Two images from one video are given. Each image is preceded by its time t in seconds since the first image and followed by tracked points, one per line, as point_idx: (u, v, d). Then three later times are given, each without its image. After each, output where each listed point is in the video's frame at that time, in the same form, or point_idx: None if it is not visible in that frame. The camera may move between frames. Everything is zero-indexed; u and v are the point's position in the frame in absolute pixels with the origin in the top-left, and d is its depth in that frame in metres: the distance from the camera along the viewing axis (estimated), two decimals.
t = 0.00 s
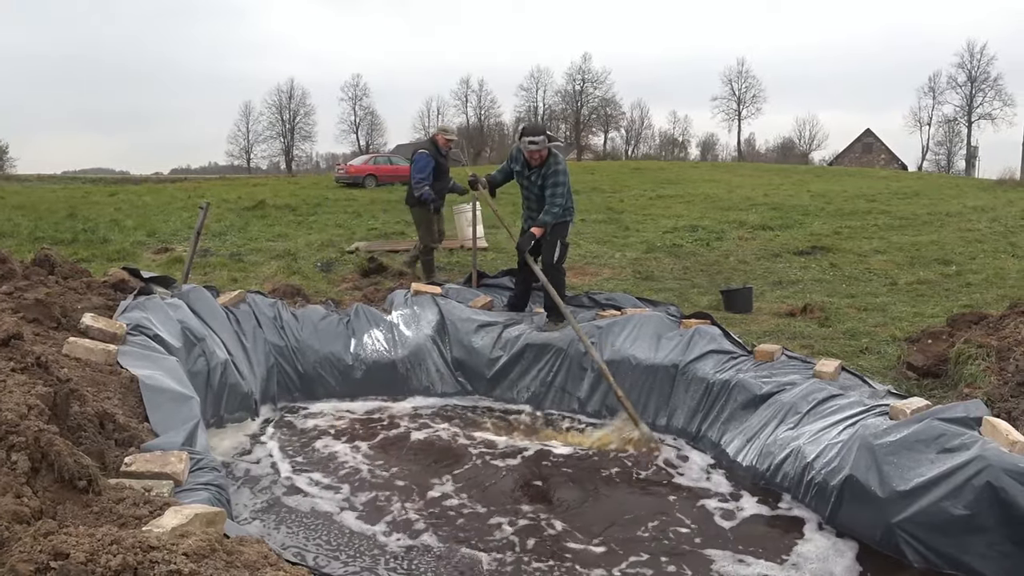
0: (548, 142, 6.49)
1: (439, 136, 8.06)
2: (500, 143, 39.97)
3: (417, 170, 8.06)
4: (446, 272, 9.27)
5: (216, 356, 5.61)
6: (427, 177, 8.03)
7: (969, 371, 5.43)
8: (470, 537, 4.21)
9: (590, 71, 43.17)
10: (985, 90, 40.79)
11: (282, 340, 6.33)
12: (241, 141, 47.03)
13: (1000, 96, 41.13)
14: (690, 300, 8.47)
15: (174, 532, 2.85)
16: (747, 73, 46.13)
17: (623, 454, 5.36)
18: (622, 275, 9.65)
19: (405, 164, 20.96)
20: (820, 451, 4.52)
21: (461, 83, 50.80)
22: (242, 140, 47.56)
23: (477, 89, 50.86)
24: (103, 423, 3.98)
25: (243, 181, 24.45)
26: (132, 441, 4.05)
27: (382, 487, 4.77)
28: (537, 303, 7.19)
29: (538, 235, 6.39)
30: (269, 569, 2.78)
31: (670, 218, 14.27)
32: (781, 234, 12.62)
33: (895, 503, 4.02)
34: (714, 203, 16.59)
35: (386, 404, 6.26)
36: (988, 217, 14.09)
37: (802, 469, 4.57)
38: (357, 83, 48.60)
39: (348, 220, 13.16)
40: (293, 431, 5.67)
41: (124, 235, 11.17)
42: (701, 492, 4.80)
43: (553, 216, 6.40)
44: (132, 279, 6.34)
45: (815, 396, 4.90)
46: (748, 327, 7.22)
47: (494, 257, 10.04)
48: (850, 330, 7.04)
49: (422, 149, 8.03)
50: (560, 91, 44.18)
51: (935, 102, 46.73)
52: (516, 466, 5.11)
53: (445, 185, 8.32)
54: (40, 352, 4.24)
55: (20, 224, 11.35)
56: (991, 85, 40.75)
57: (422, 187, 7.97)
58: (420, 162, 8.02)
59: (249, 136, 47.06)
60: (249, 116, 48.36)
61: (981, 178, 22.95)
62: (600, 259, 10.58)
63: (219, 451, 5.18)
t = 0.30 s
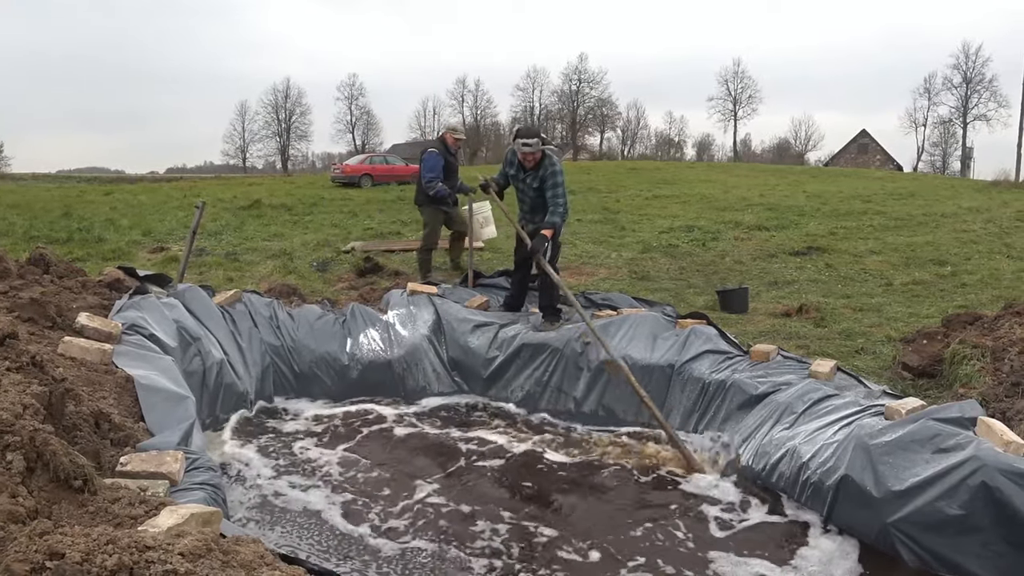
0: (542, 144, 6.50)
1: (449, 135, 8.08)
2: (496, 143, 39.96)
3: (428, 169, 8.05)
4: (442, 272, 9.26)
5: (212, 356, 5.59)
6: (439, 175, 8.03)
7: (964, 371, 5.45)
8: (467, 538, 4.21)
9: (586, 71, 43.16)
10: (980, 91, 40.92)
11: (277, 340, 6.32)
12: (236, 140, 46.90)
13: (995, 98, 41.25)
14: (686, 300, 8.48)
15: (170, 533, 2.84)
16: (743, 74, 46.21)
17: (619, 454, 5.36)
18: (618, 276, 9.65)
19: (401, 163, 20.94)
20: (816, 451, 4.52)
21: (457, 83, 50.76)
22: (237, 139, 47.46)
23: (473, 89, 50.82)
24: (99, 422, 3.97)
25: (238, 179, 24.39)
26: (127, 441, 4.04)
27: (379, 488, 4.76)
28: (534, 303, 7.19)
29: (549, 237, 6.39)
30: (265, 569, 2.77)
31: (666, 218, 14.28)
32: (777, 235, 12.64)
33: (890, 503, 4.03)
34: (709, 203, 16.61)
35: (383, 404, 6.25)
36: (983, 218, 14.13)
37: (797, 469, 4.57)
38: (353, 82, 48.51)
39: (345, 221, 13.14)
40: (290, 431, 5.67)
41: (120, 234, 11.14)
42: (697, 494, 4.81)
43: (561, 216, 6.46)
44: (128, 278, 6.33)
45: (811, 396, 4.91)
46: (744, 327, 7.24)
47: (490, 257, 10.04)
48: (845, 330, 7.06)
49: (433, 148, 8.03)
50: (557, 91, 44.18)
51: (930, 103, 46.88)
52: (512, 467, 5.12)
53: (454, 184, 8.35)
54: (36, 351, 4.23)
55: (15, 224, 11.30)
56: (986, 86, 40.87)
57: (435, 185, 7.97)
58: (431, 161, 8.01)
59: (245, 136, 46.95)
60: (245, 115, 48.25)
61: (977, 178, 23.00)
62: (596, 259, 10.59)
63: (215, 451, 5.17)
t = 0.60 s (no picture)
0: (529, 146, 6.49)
1: (463, 136, 8.13)
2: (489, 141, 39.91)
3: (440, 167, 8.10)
4: (435, 271, 9.26)
5: (206, 358, 5.59)
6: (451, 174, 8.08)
7: (956, 364, 5.49)
8: (464, 536, 4.22)
9: (578, 68, 43.15)
10: (971, 85, 41.05)
11: (271, 341, 6.31)
12: (228, 142, 46.75)
13: (986, 92, 41.39)
14: (679, 296, 8.50)
15: (166, 534, 2.84)
16: (735, 70, 46.28)
17: (614, 451, 5.37)
18: (612, 272, 9.67)
19: (393, 163, 20.91)
20: (810, 445, 4.54)
21: (449, 81, 50.67)
22: (229, 140, 47.30)
23: (465, 87, 50.75)
24: (93, 425, 3.96)
25: (231, 181, 24.35)
26: (122, 444, 4.03)
27: (375, 487, 4.76)
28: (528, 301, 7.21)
29: (519, 240, 6.41)
30: (262, 569, 2.77)
31: (659, 215, 14.30)
32: (770, 230, 12.67)
33: (884, 496, 4.06)
34: (702, 199, 16.65)
35: (378, 403, 6.25)
36: (975, 211, 14.20)
37: (792, 462, 4.59)
38: (345, 82, 48.37)
39: (337, 221, 13.12)
40: (286, 431, 5.66)
41: (112, 237, 11.10)
42: (693, 489, 4.82)
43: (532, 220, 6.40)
44: (120, 281, 6.31)
45: (805, 390, 4.93)
46: (737, 323, 7.26)
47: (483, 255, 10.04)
48: (838, 324, 7.09)
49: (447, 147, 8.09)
50: (549, 88, 44.13)
51: (921, 98, 47.01)
52: (508, 464, 5.12)
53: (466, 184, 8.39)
54: (29, 355, 4.21)
55: (6, 228, 11.25)
56: (977, 80, 41.00)
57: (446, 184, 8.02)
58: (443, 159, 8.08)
59: (237, 137, 46.80)
60: (236, 116, 48.09)
61: (968, 172, 23.08)
62: (589, 256, 10.60)
63: (210, 452, 5.16)
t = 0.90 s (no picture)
0: (513, 142, 6.46)
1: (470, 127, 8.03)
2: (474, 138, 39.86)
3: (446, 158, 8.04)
4: (424, 269, 9.25)
5: (196, 363, 5.58)
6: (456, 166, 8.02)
7: (944, 346, 5.54)
8: (460, 532, 4.22)
9: (561, 63, 43.12)
10: (953, 69, 41.31)
11: (261, 344, 6.30)
12: (212, 146, 46.49)
13: (967, 75, 41.66)
14: (668, 287, 8.53)
15: (161, 541, 2.84)
16: (718, 60, 46.43)
17: (608, 441, 5.40)
18: (600, 265, 9.69)
19: (379, 162, 20.86)
20: (801, 430, 4.58)
21: (432, 79, 50.54)
22: (213, 144, 47.05)
23: (449, 85, 50.64)
24: (84, 435, 3.94)
25: (215, 185, 24.23)
26: (114, 452, 4.02)
27: (370, 486, 4.76)
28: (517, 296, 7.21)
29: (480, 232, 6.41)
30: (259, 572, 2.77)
31: (646, 206, 14.34)
32: (756, 219, 12.72)
33: (876, 479, 4.10)
34: (688, 189, 16.70)
35: (370, 403, 6.25)
36: (959, 194, 14.31)
37: (784, 449, 4.62)
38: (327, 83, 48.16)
39: (324, 222, 13.08)
40: (279, 434, 5.65)
41: (98, 245, 11.03)
42: (687, 476, 4.85)
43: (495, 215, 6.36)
44: (108, 289, 6.28)
45: (795, 376, 4.97)
46: (726, 312, 7.29)
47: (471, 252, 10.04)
48: (827, 310, 7.14)
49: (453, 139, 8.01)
50: (532, 83, 44.07)
51: (903, 83, 47.27)
52: (503, 459, 5.13)
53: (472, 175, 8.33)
54: (17, 366, 4.19)
55: None
56: (958, 64, 41.26)
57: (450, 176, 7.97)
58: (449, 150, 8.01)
59: (221, 140, 46.54)
60: (219, 120, 47.82)
61: (952, 155, 23.22)
62: (577, 250, 10.62)
63: (204, 456, 5.15)
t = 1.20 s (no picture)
0: (503, 142, 6.52)
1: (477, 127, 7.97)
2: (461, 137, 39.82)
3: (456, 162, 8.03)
4: (414, 270, 9.24)
5: (187, 368, 5.56)
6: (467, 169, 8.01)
7: (933, 336, 5.58)
8: (455, 531, 4.22)
9: (547, 61, 43.14)
10: (936, 61, 41.57)
11: (252, 347, 6.28)
12: (198, 149, 46.26)
13: (951, 67, 41.93)
14: (658, 283, 8.56)
15: (156, 548, 2.83)
16: (703, 55, 46.57)
17: (602, 438, 5.40)
18: (590, 263, 9.71)
19: (366, 163, 20.81)
20: (793, 424, 4.61)
21: (419, 79, 50.43)
22: (199, 148, 46.80)
23: (435, 84, 50.55)
24: (75, 442, 3.92)
25: (202, 188, 24.11)
26: (107, 459, 4.00)
27: (364, 489, 4.74)
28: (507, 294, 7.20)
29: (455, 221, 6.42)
30: None
31: (635, 203, 14.37)
32: (744, 213, 12.78)
33: (868, 470, 4.13)
34: (676, 185, 16.75)
35: (362, 405, 6.25)
36: (944, 185, 14.42)
37: (776, 442, 4.65)
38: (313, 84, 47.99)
39: (313, 224, 13.04)
40: (270, 437, 5.63)
41: (85, 251, 10.96)
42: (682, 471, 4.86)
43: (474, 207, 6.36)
44: (96, 295, 6.24)
45: (785, 370, 5.00)
46: (716, 307, 7.32)
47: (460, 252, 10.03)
48: (816, 303, 7.18)
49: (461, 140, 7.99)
50: (518, 81, 44.05)
51: (887, 76, 47.57)
52: (496, 457, 5.13)
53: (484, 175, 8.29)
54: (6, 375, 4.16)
55: None
56: (941, 56, 41.53)
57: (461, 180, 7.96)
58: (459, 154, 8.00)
59: (207, 144, 46.32)
60: (205, 123, 47.57)
61: (937, 147, 23.39)
62: (567, 248, 10.63)
63: (196, 461, 5.12)
